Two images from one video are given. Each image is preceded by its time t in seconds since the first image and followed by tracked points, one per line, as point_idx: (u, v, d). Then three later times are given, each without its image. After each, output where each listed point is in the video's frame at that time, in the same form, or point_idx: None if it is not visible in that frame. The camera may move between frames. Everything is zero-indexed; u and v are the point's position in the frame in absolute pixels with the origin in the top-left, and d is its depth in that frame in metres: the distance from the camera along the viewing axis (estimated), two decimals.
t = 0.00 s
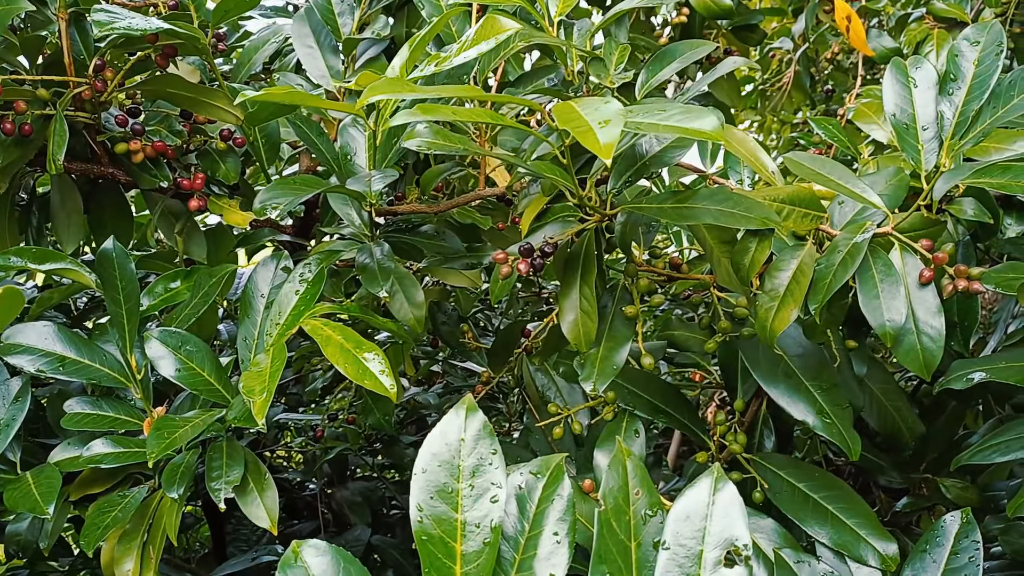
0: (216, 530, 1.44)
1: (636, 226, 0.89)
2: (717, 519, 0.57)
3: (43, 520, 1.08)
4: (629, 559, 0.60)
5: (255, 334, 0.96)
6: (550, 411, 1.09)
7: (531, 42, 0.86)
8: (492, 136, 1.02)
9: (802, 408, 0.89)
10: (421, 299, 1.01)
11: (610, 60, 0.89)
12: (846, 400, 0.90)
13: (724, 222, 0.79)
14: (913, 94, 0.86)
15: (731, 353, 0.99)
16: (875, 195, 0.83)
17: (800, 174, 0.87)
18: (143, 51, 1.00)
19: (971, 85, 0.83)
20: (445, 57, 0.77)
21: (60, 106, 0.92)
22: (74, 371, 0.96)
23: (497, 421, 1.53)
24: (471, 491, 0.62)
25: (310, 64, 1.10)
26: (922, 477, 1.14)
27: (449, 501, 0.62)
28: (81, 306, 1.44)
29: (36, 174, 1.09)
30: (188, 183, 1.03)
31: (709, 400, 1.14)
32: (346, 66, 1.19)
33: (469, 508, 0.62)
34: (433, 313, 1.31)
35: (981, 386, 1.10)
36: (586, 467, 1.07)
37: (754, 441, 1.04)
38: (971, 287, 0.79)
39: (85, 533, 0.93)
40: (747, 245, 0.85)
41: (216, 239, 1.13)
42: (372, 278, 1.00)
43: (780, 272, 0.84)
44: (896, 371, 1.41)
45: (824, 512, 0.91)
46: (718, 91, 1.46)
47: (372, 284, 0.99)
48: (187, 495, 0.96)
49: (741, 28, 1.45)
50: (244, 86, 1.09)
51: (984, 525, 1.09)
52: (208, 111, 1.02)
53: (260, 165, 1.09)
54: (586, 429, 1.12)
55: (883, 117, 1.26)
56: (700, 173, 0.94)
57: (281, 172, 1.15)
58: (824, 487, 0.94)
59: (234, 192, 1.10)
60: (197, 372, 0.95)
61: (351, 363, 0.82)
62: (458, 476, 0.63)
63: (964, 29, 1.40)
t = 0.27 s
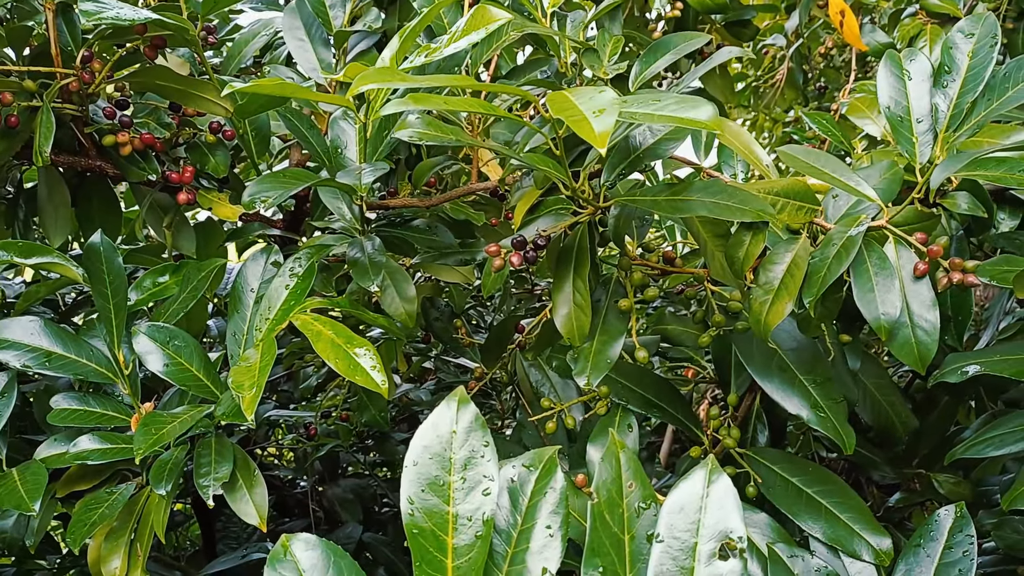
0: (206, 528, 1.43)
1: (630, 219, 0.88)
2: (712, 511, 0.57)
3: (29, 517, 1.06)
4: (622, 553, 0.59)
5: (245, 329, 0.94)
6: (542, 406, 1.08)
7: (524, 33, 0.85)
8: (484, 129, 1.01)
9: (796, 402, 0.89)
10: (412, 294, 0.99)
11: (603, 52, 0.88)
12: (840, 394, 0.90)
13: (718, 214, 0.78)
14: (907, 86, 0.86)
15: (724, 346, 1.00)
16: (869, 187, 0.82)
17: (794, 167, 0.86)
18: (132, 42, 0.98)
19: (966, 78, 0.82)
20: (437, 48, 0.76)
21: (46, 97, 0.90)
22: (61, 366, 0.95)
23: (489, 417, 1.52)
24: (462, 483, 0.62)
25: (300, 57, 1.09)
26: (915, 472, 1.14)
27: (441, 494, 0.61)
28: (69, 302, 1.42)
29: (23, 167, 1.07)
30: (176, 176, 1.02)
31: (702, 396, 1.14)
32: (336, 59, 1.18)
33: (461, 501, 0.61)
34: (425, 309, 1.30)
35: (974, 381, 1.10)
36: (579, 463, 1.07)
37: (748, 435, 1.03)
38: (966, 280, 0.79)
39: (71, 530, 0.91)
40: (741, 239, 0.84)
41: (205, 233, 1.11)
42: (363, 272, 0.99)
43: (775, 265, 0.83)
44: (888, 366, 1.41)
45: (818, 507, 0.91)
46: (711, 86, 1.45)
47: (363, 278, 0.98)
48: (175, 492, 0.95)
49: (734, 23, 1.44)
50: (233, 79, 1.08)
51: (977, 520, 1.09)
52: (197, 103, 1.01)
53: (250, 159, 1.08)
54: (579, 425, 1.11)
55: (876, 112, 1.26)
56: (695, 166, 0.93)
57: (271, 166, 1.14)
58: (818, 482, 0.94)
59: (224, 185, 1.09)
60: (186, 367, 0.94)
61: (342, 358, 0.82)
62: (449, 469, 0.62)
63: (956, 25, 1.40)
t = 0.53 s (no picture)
0: (190, 526, 1.41)
1: (616, 215, 0.87)
2: (697, 508, 0.56)
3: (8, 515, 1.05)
4: (605, 551, 0.58)
5: (227, 325, 0.93)
6: (529, 403, 1.07)
7: (509, 25, 0.84)
8: (471, 123, 1.00)
9: (783, 398, 0.89)
10: (398, 290, 0.99)
11: (589, 45, 0.87)
12: (827, 390, 0.90)
13: (705, 209, 0.78)
14: (896, 81, 0.85)
15: (711, 343, 0.99)
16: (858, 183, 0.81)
17: (782, 162, 0.86)
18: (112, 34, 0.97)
19: (954, 72, 0.82)
20: (420, 40, 0.76)
21: (24, 89, 0.89)
22: (40, 362, 0.93)
23: (477, 415, 1.51)
24: (445, 481, 0.61)
25: (284, 50, 1.08)
26: (903, 469, 1.14)
27: (422, 492, 0.60)
28: (51, 298, 1.40)
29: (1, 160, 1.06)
30: (158, 170, 1.00)
31: (690, 393, 1.13)
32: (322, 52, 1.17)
33: (443, 499, 0.60)
34: (411, 305, 1.29)
35: (961, 378, 1.10)
36: (565, 460, 1.06)
37: (735, 432, 1.03)
38: (954, 277, 0.79)
39: (50, 529, 0.90)
40: (728, 234, 0.84)
41: (187, 228, 1.09)
42: (347, 268, 0.98)
43: (762, 261, 0.83)
44: (876, 364, 1.41)
45: (805, 504, 0.90)
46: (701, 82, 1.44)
47: (347, 274, 0.97)
48: (156, 490, 0.94)
49: (724, 19, 1.44)
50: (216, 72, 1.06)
51: (964, 517, 1.09)
52: (179, 96, 0.99)
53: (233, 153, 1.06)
54: (566, 422, 1.10)
55: (864, 108, 1.25)
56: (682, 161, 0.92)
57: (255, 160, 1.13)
58: (805, 479, 0.93)
59: (206, 180, 1.07)
60: (167, 364, 0.93)
61: (322, 355, 0.81)
62: (431, 466, 0.61)
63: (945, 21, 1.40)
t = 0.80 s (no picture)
0: (187, 526, 1.41)
1: (616, 215, 0.86)
2: (697, 513, 0.55)
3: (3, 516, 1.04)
4: (605, 555, 0.58)
5: (224, 325, 0.93)
6: (527, 404, 1.07)
7: (508, 23, 0.83)
8: (469, 121, 1.00)
9: (783, 399, 0.88)
10: (396, 290, 0.98)
11: (590, 43, 0.87)
12: (828, 392, 0.89)
13: (706, 208, 0.78)
14: (898, 80, 0.85)
15: (711, 343, 0.99)
16: (858, 183, 0.81)
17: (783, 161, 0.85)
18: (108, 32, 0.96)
19: (956, 72, 0.82)
20: (422, 38, 0.75)
21: (20, 87, 0.88)
22: (37, 362, 0.93)
23: (475, 415, 1.51)
24: (443, 485, 0.60)
25: (282, 48, 1.08)
26: (902, 470, 1.14)
27: (420, 495, 0.60)
28: (47, 297, 1.39)
29: None
30: (154, 169, 0.99)
31: (689, 393, 1.12)
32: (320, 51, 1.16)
33: (441, 503, 0.60)
34: (410, 305, 1.28)
35: (962, 379, 1.10)
36: (564, 461, 1.05)
37: (734, 433, 1.03)
38: (955, 278, 0.79)
39: (46, 530, 0.89)
40: (728, 234, 0.83)
41: (184, 228, 1.09)
42: (346, 268, 0.97)
43: (762, 261, 0.82)
44: (876, 364, 1.40)
45: (805, 506, 0.90)
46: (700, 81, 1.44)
47: (345, 274, 0.96)
48: (152, 491, 0.93)
49: (724, 17, 1.43)
50: (213, 70, 1.06)
51: (964, 518, 1.09)
52: (176, 94, 0.98)
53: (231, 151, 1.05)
54: (565, 423, 1.10)
55: (864, 108, 1.25)
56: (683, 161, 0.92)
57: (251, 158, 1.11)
58: (806, 481, 0.93)
59: (203, 179, 1.06)
60: (165, 364, 0.93)
61: (323, 355, 0.81)
62: (429, 470, 0.60)
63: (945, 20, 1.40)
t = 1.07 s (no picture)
0: (182, 524, 1.41)
1: (610, 214, 0.87)
2: (689, 514, 0.55)
3: None
4: (598, 556, 0.58)
5: (218, 324, 0.93)
6: (522, 403, 1.07)
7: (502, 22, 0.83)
8: (463, 121, 1.00)
9: (776, 399, 0.88)
10: (390, 289, 0.98)
11: (584, 43, 0.87)
12: (821, 391, 0.89)
13: (698, 209, 0.77)
14: (891, 81, 0.84)
15: (704, 343, 0.99)
16: (851, 183, 0.81)
17: (775, 162, 0.85)
18: (102, 31, 0.95)
19: (949, 72, 0.82)
20: (414, 37, 0.75)
21: (13, 86, 0.88)
22: (30, 361, 0.93)
23: (470, 414, 1.51)
24: (435, 486, 0.60)
25: (277, 48, 1.07)
26: (895, 468, 1.14)
27: (412, 497, 0.60)
28: (41, 296, 1.39)
29: None
30: (148, 168, 0.99)
31: (683, 392, 1.12)
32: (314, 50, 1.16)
33: (434, 504, 0.60)
34: (404, 304, 1.28)
35: (954, 378, 1.10)
36: (558, 460, 1.06)
37: (727, 432, 1.03)
38: (948, 278, 0.78)
39: (40, 529, 0.89)
40: (721, 235, 0.83)
41: (178, 227, 1.09)
42: (339, 267, 0.97)
43: (755, 261, 0.82)
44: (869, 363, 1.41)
45: (798, 505, 0.90)
46: (695, 80, 1.44)
47: (339, 273, 0.96)
48: (146, 490, 0.93)
49: (718, 17, 1.44)
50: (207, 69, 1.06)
51: (956, 516, 1.09)
52: (169, 93, 0.98)
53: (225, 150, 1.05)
54: (559, 421, 1.10)
55: (858, 107, 1.25)
56: (676, 161, 0.92)
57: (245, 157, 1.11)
58: (799, 480, 0.93)
59: (198, 178, 1.06)
60: (157, 364, 0.92)
61: (316, 354, 0.80)
62: (421, 471, 0.60)
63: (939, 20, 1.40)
